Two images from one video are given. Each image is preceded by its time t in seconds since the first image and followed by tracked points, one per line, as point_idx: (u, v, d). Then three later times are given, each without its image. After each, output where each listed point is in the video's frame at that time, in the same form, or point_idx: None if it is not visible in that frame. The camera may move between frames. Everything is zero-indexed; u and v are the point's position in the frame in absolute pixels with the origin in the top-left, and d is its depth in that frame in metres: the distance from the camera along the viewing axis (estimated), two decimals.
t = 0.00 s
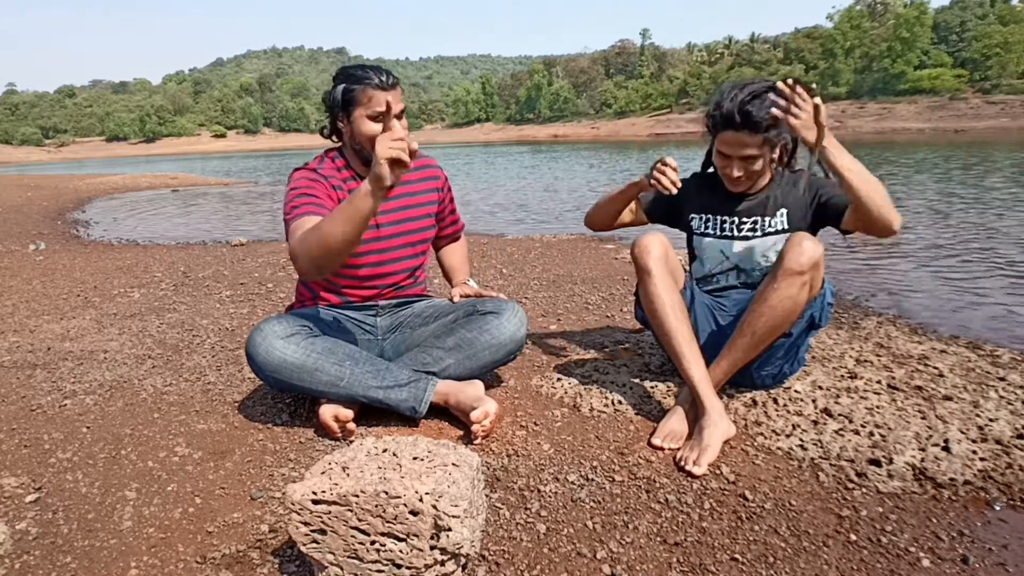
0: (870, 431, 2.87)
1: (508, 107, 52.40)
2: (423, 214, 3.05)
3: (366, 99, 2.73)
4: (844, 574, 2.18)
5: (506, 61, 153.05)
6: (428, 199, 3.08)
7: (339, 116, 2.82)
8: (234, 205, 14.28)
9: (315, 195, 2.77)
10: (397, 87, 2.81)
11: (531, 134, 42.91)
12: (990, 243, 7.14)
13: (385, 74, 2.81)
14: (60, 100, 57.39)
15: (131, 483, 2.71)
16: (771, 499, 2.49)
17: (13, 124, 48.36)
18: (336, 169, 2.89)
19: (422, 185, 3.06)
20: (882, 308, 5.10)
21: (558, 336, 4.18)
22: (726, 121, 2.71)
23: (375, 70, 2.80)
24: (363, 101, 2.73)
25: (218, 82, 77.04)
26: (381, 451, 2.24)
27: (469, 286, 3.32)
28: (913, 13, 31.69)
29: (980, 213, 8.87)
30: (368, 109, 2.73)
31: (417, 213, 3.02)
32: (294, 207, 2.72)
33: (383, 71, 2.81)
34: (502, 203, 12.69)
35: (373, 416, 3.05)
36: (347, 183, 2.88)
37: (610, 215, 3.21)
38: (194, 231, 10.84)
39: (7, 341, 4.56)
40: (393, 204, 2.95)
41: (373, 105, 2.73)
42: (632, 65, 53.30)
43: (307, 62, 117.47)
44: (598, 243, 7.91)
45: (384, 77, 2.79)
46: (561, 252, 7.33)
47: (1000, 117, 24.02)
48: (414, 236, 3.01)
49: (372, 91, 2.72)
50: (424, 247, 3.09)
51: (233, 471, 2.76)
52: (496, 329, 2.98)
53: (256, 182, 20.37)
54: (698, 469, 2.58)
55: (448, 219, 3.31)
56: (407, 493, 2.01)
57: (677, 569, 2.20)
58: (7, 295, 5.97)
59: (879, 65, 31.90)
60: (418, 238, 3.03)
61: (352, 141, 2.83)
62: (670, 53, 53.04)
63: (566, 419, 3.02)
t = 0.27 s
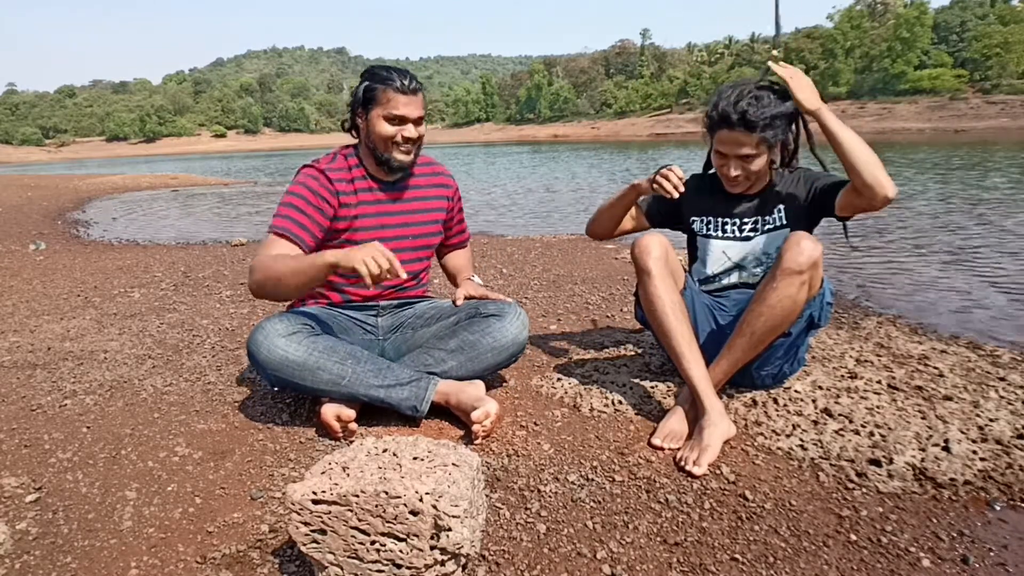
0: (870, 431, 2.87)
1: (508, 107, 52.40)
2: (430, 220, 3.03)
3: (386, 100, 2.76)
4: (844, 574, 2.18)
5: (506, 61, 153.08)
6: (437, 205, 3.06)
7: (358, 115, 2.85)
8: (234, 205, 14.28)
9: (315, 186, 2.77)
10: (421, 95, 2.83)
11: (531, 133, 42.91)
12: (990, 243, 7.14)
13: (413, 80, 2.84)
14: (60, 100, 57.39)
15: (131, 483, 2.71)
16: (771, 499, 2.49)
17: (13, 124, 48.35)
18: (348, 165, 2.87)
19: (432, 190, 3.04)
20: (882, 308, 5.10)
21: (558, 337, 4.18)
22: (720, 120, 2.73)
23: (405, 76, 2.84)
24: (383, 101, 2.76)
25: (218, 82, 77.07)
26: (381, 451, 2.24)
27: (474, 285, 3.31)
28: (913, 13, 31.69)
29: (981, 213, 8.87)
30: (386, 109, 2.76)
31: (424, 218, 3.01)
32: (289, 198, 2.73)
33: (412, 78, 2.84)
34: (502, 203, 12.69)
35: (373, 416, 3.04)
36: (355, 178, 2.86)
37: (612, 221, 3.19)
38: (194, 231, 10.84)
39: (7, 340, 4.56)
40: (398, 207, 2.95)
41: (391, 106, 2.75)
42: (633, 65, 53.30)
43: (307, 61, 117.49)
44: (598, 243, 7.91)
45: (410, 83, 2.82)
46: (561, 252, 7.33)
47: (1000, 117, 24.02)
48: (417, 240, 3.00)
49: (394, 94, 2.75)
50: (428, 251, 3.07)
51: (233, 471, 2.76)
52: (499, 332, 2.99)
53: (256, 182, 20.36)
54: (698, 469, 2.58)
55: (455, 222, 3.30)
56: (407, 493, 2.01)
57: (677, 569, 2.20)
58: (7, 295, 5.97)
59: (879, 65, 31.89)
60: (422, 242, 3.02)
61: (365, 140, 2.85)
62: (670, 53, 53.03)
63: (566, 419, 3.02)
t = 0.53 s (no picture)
0: (870, 431, 2.87)
1: (508, 107, 52.39)
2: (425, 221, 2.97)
3: (389, 103, 2.74)
4: (844, 574, 2.18)
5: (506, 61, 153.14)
6: (434, 208, 3.00)
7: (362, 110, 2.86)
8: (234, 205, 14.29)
9: (303, 181, 2.80)
10: (427, 101, 2.80)
11: (531, 133, 42.91)
12: (990, 243, 7.14)
13: (421, 85, 2.81)
14: (60, 100, 57.42)
15: (132, 483, 2.71)
16: (771, 499, 2.49)
17: (14, 124, 48.35)
18: (342, 164, 2.89)
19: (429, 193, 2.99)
20: (882, 308, 5.10)
21: (558, 336, 4.18)
22: (718, 103, 2.83)
23: (413, 80, 2.80)
24: (386, 105, 2.74)
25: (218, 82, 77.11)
26: (381, 451, 2.24)
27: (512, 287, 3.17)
28: (913, 13, 31.69)
29: (981, 213, 8.87)
30: (388, 113, 2.74)
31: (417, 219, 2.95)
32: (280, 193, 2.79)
33: (420, 82, 2.82)
34: (502, 203, 12.69)
35: (373, 415, 3.05)
36: (346, 177, 2.87)
37: (614, 228, 3.13)
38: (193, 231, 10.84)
39: (7, 341, 4.56)
40: (390, 207, 2.91)
41: (393, 110, 2.73)
42: (633, 65, 53.30)
43: (307, 61, 117.53)
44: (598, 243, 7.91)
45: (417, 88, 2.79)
46: (561, 252, 7.33)
47: (1000, 117, 24.02)
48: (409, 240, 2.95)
49: (397, 99, 2.73)
50: (423, 253, 3.02)
51: (234, 471, 2.76)
52: (497, 330, 2.99)
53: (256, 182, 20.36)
54: (699, 469, 2.58)
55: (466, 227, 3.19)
56: (407, 493, 2.02)
57: (677, 569, 2.20)
58: (7, 295, 5.97)
59: (879, 64, 31.90)
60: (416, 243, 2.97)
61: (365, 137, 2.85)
62: (670, 53, 53.04)
63: (566, 419, 3.03)
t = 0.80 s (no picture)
0: (870, 431, 2.87)
1: (508, 107, 52.40)
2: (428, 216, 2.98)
3: (388, 100, 2.75)
4: (844, 574, 2.18)
5: (506, 62, 153.17)
6: (437, 205, 3.01)
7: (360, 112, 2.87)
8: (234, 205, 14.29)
9: (310, 180, 2.82)
10: (425, 96, 2.81)
11: (531, 133, 42.91)
12: (989, 243, 7.14)
13: (419, 82, 2.82)
14: (60, 100, 57.44)
15: (131, 483, 2.71)
16: (771, 499, 2.49)
17: (14, 125, 48.36)
18: (348, 163, 2.89)
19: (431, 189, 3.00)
20: (882, 308, 5.10)
21: (558, 336, 4.18)
22: (718, 101, 2.84)
23: (412, 78, 2.82)
24: (385, 101, 2.75)
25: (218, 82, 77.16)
26: (381, 451, 2.24)
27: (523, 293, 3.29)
28: (913, 13, 31.70)
29: (981, 213, 8.88)
30: (387, 109, 2.75)
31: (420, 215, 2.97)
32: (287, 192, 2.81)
33: (419, 79, 2.83)
34: (502, 203, 12.70)
35: (374, 416, 3.05)
36: (352, 175, 2.88)
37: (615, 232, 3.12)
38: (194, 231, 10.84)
39: (7, 341, 4.56)
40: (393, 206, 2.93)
41: (392, 106, 2.74)
42: (633, 65, 53.33)
43: (307, 62, 117.55)
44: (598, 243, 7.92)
45: (415, 84, 2.79)
46: (561, 252, 7.33)
47: (1000, 117, 24.02)
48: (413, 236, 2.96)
49: (395, 95, 2.74)
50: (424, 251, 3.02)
51: (234, 471, 2.76)
52: (500, 333, 2.99)
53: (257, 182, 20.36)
54: (698, 469, 2.58)
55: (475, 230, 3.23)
56: (407, 493, 2.02)
57: (677, 569, 2.20)
58: (7, 295, 5.97)
59: (879, 65, 31.91)
60: (418, 240, 2.98)
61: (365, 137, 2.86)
62: (670, 53, 53.05)
63: (567, 419, 3.03)
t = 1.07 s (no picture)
0: (870, 431, 2.87)
1: (508, 106, 52.40)
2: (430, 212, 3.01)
3: (381, 102, 2.74)
4: (844, 574, 2.18)
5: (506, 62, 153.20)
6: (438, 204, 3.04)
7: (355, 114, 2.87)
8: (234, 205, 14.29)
9: (318, 174, 2.81)
10: (418, 93, 2.80)
11: (531, 134, 42.92)
12: (989, 244, 7.14)
13: (411, 79, 2.81)
14: (60, 100, 57.45)
15: (131, 483, 2.71)
16: (771, 499, 2.49)
17: (14, 125, 48.36)
18: (351, 162, 2.89)
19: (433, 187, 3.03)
20: (882, 308, 5.10)
21: (558, 337, 4.18)
22: (707, 104, 2.86)
23: (403, 75, 2.80)
24: (377, 103, 2.75)
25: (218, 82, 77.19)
26: (381, 451, 2.24)
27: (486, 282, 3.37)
28: (913, 13, 31.71)
29: (981, 213, 8.88)
30: (380, 111, 2.74)
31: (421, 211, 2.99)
32: (295, 189, 2.79)
33: (409, 75, 2.81)
34: (502, 203, 12.71)
35: (373, 416, 3.05)
36: (357, 173, 2.88)
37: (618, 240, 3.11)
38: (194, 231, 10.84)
39: (7, 341, 4.56)
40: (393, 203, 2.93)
41: (385, 107, 2.73)
42: (633, 65, 53.35)
43: (307, 62, 117.57)
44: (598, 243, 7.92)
45: (406, 82, 2.78)
46: (561, 252, 7.33)
47: (1000, 117, 24.02)
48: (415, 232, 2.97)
49: (386, 95, 2.73)
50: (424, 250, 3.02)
51: (233, 471, 2.76)
52: (499, 333, 2.99)
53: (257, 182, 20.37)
54: (698, 469, 2.58)
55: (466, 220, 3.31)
56: (407, 494, 2.02)
57: (677, 569, 2.20)
58: (7, 295, 5.97)
59: (879, 64, 31.91)
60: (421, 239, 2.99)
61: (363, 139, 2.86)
62: (670, 53, 53.06)
63: (567, 419, 3.03)
